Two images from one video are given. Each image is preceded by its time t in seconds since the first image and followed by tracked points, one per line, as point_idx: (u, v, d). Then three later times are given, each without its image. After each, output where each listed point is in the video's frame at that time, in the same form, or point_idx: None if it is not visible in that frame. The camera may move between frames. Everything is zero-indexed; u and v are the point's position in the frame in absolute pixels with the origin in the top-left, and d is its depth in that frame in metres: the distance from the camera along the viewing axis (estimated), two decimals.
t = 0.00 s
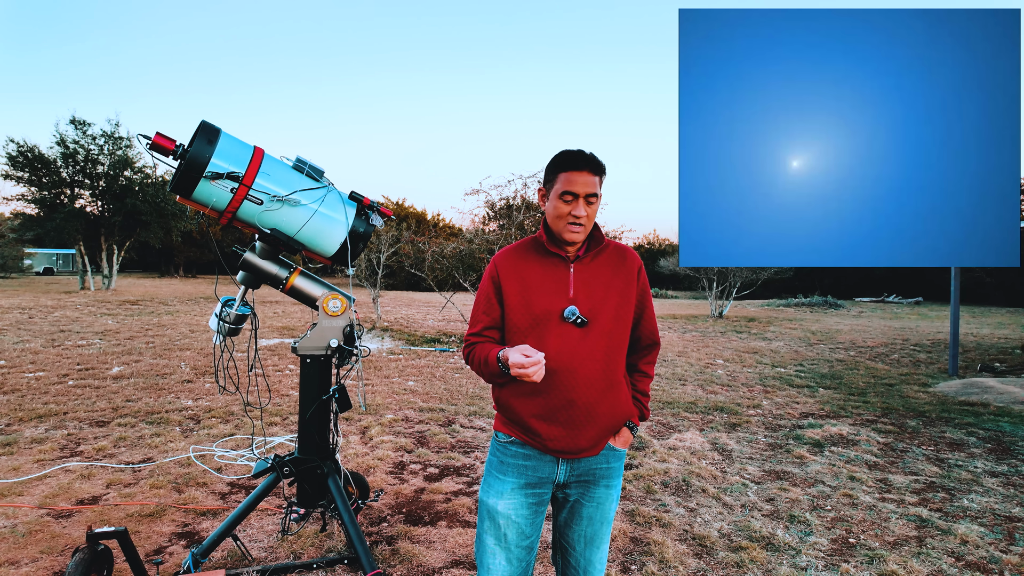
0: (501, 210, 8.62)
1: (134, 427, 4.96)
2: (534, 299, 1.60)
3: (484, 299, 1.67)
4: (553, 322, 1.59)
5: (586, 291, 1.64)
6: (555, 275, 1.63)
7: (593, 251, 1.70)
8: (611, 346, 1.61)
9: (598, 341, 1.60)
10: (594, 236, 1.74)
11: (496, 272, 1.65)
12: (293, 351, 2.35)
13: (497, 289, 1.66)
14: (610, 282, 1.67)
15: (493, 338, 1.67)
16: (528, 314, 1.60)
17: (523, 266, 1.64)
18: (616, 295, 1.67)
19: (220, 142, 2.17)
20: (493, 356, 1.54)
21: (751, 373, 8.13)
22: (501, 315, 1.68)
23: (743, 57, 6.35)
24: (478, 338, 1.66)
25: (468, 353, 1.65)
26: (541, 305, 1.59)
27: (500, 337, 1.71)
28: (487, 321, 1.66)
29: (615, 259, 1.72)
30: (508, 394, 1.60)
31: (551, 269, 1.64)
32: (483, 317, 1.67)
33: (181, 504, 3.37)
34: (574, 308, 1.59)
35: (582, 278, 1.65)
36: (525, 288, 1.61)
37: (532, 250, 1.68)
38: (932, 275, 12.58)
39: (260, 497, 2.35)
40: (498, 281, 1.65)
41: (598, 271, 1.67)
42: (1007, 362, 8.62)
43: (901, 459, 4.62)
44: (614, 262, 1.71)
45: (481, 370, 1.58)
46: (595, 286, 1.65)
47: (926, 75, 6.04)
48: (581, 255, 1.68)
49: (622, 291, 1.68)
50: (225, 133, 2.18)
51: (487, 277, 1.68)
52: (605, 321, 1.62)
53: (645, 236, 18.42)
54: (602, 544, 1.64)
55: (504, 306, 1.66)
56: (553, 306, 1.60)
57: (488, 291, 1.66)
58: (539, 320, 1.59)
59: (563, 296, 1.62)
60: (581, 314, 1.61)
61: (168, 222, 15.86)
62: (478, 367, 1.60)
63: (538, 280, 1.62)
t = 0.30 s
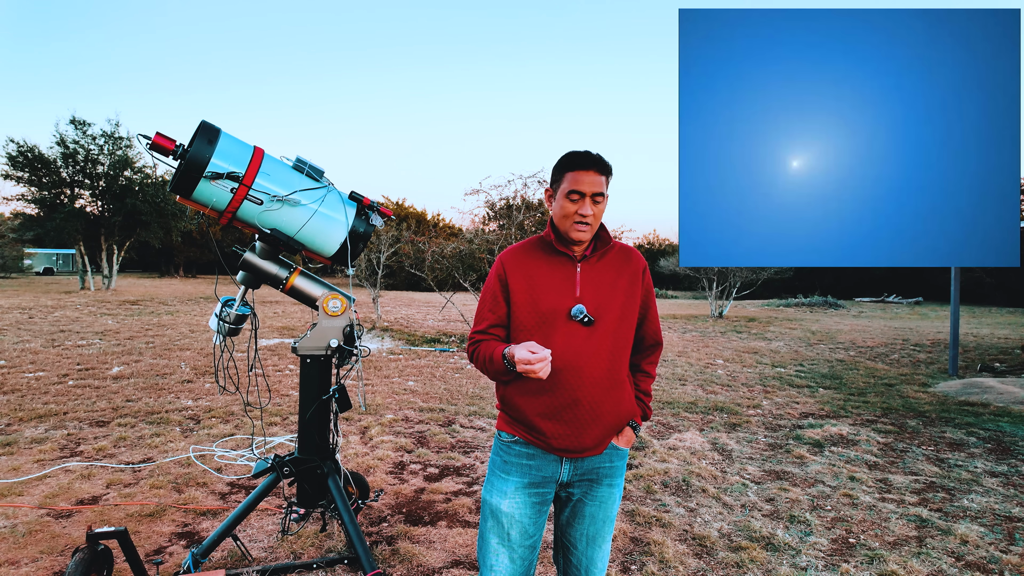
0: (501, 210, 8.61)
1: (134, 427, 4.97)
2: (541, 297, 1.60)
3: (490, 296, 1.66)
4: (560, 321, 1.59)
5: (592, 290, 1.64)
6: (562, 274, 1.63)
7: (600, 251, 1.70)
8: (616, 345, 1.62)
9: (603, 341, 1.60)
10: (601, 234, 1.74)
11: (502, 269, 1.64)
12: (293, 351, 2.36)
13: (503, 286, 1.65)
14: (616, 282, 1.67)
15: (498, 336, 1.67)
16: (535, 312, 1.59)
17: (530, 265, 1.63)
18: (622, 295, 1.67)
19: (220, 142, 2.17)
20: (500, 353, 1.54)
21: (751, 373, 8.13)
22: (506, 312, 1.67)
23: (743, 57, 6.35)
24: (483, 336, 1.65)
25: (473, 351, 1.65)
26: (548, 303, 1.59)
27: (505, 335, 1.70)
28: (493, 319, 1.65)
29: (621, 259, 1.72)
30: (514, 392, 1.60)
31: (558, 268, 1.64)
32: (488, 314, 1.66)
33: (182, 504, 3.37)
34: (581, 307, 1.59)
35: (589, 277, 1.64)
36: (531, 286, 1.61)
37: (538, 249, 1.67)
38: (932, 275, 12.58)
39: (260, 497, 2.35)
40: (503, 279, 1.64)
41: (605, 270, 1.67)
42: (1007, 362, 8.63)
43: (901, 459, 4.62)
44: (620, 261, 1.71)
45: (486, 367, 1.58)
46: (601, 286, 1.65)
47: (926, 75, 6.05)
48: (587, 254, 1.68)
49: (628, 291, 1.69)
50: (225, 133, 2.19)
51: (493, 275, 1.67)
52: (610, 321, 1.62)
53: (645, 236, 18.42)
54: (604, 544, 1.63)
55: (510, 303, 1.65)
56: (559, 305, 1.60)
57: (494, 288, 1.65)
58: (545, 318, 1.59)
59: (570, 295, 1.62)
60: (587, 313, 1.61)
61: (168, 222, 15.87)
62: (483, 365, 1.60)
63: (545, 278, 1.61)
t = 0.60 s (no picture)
0: (501, 210, 8.61)
1: (134, 427, 4.96)
2: (543, 296, 1.60)
3: (491, 295, 1.66)
4: (561, 320, 1.59)
5: (594, 290, 1.64)
6: (564, 274, 1.63)
7: (603, 252, 1.70)
8: (617, 346, 1.62)
9: (604, 341, 1.60)
10: (604, 236, 1.74)
11: (504, 268, 1.64)
12: (292, 351, 2.35)
13: (505, 286, 1.65)
14: (618, 283, 1.67)
15: (499, 334, 1.66)
16: (537, 312, 1.59)
17: (532, 264, 1.63)
18: (624, 295, 1.67)
19: (220, 142, 2.17)
20: (500, 352, 1.54)
21: (751, 373, 8.13)
22: (507, 311, 1.67)
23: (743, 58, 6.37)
24: (484, 335, 1.65)
25: (474, 349, 1.65)
26: (549, 303, 1.59)
27: (506, 334, 1.70)
28: (494, 317, 1.64)
29: (623, 260, 1.72)
30: (514, 391, 1.60)
31: (560, 268, 1.64)
32: (490, 313, 1.66)
33: (182, 504, 3.37)
34: (582, 307, 1.59)
35: (591, 278, 1.64)
36: (533, 285, 1.61)
37: (541, 248, 1.67)
38: (932, 275, 12.57)
39: (260, 497, 2.35)
40: (505, 278, 1.64)
41: (607, 271, 1.67)
42: (1007, 362, 8.65)
43: (901, 459, 4.62)
44: (622, 263, 1.71)
45: (487, 365, 1.58)
46: (602, 286, 1.65)
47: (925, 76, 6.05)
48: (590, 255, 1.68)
49: (630, 292, 1.69)
50: (225, 133, 2.19)
51: (495, 273, 1.67)
52: (611, 322, 1.62)
53: (645, 236, 18.42)
54: (603, 544, 1.64)
55: (512, 302, 1.65)
56: (560, 305, 1.60)
57: (496, 286, 1.64)
58: (547, 318, 1.59)
59: (572, 295, 1.62)
60: (588, 313, 1.61)
61: (168, 222, 15.87)
62: (483, 364, 1.60)
63: (547, 278, 1.61)
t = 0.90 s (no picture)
0: (501, 210, 8.61)
1: (134, 427, 4.96)
2: (542, 296, 1.60)
3: (490, 295, 1.66)
4: (560, 321, 1.59)
5: (593, 290, 1.64)
6: (563, 274, 1.63)
7: (602, 252, 1.70)
8: (616, 346, 1.62)
9: (603, 342, 1.60)
10: (604, 237, 1.74)
11: (503, 268, 1.64)
12: (292, 351, 2.35)
13: (504, 286, 1.65)
14: (617, 283, 1.67)
15: (498, 334, 1.66)
16: (535, 312, 1.59)
17: (531, 265, 1.63)
18: (623, 296, 1.67)
19: (220, 142, 2.17)
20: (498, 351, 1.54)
21: (751, 373, 8.14)
22: (506, 312, 1.67)
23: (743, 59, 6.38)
24: (483, 335, 1.65)
25: (473, 349, 1.64)
26: (548, 303, 1.59)
27: (505, 334, 1.70)
28: (493, 318, 1.65)
29: (623, 260, 1.72)
30: (512, 391, 1.60)
31: (559, 268, 1.64)
32: (489, 313, 1.66)
33: (181, 504, 3.37)
34: (581, 308, 1.59)
35: (590, 278, 1.65)
36: (532, 285, 1.61)
37: (540, 248, 1.68)
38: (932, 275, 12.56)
39: (260, 497, 2.35)
40: (504, 278, 1.64)
41: (606, 271, 1.67)
42: (1007, 362, 8.65)
43: (901, 459, 4.62)
44: (622, 263, 1.71)
45: (485, 364, 1.58)
46: (602, 286, 1.65)
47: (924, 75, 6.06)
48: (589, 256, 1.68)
49: (630, 292, 1.69)
50: (225, 133, 2.19)
51: (494, 273, 1.67)
52: (610, 322, 1.62)
53: (645, 236, 18.42)
54: (603, 544, 1.63)
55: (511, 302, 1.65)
56: (559, 305, 1.60)
57: (496, 286, 1.65)
58: (545, 317, 1.59)
59: (571, 295, 1.62)
60: (587, 314, 1.61)
61: (168, 222, 15.87)
62: (482, 364, 1.60)
63: (546, 278, 1.61)
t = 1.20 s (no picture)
0: (501, 210, 8.61)
1: (134, 427, 4.96)
2: (541, 296, 1.60)
3: (490, 294, 1.65)
4: (559, 320, 1.59)
5: (593, 291, 1.64)
6: (563, 274, 1.63)
7: (601, 252, 1.70)
8: (615, 346, 1.62)
9: (602, 342, 1.60)
10: (603, 237, 1.74)
11: (503, 268, 1.64)
12: (293, 351, 2.35)
13: (503, 285, 1.65)
14: (616, 283, 1.67)
15: (497, 333, 1.66)
16: (534, 311, 1.59)
17: (530, 265, 1.63)
18: (622, 296, 1.67)
19: (220, 142, 2.17)
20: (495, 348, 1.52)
21: (751, 373, 8.14)
22: (505, 312, 1.67)
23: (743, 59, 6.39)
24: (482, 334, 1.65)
25: (471, 348, 1.64)
26: (547, 302, 1.59)
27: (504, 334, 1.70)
28: (492, 317, 1.64)
29: (622, 261, 1.72)
30: (511, 391, 1.60)
31: (558, 268, 1.64)
32: (488, 313, 1.65)
33: (181, 504, 3.37)
34: (580, 308, 1.59)
35: (589, 278, 1.65)
36: (531, 285, 1.61)
37: (539, 249, 1.68)
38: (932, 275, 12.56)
39: (260, 497, 2.35)
40: (504, 278, 1.64)
41: (605, 272, 1.67)
42: (1007, 362, 8.65)
43: (901, 459, 4.62)
44: (621, 264, 1.71)
45: (483, 362, 1.57)
46: (601, 287, 1.65)
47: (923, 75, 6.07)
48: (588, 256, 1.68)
49: (629, 293, 1.69)
50: (225, 133, 2.19)
51: (493, 274, 1.66)
52: (609, 322, 1.62)
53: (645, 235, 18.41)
54: (602, 545, 1.64)
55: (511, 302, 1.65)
56: (558, 304, 1.60)
57: (495, 287, 1.64)
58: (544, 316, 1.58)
59: (570, 295, 1.62)
60: (586, 314, 1.61)
61: (168, 222, 15.88)
62: (480, 363, 1.60)
63: (545, 278, 1.62)
